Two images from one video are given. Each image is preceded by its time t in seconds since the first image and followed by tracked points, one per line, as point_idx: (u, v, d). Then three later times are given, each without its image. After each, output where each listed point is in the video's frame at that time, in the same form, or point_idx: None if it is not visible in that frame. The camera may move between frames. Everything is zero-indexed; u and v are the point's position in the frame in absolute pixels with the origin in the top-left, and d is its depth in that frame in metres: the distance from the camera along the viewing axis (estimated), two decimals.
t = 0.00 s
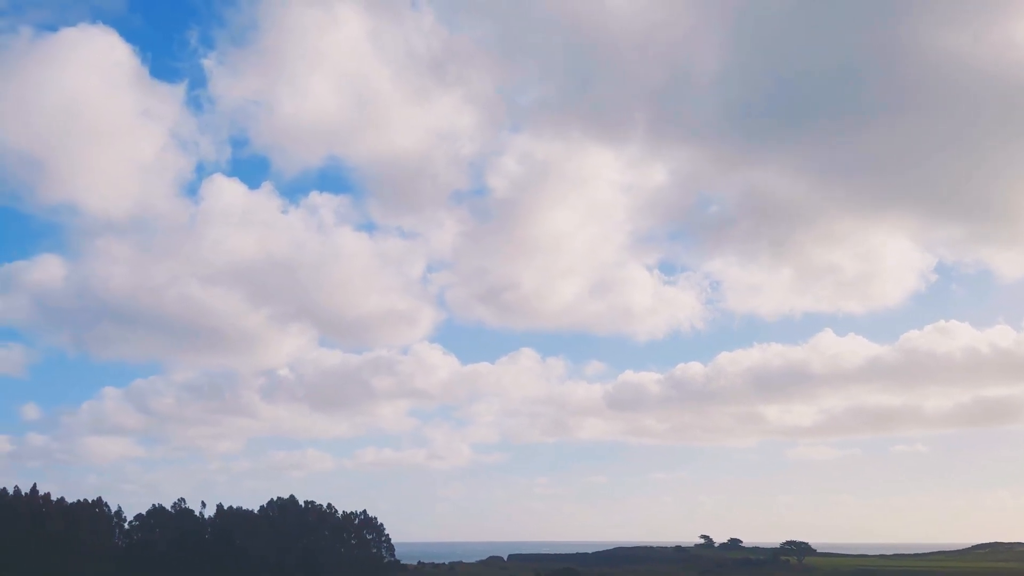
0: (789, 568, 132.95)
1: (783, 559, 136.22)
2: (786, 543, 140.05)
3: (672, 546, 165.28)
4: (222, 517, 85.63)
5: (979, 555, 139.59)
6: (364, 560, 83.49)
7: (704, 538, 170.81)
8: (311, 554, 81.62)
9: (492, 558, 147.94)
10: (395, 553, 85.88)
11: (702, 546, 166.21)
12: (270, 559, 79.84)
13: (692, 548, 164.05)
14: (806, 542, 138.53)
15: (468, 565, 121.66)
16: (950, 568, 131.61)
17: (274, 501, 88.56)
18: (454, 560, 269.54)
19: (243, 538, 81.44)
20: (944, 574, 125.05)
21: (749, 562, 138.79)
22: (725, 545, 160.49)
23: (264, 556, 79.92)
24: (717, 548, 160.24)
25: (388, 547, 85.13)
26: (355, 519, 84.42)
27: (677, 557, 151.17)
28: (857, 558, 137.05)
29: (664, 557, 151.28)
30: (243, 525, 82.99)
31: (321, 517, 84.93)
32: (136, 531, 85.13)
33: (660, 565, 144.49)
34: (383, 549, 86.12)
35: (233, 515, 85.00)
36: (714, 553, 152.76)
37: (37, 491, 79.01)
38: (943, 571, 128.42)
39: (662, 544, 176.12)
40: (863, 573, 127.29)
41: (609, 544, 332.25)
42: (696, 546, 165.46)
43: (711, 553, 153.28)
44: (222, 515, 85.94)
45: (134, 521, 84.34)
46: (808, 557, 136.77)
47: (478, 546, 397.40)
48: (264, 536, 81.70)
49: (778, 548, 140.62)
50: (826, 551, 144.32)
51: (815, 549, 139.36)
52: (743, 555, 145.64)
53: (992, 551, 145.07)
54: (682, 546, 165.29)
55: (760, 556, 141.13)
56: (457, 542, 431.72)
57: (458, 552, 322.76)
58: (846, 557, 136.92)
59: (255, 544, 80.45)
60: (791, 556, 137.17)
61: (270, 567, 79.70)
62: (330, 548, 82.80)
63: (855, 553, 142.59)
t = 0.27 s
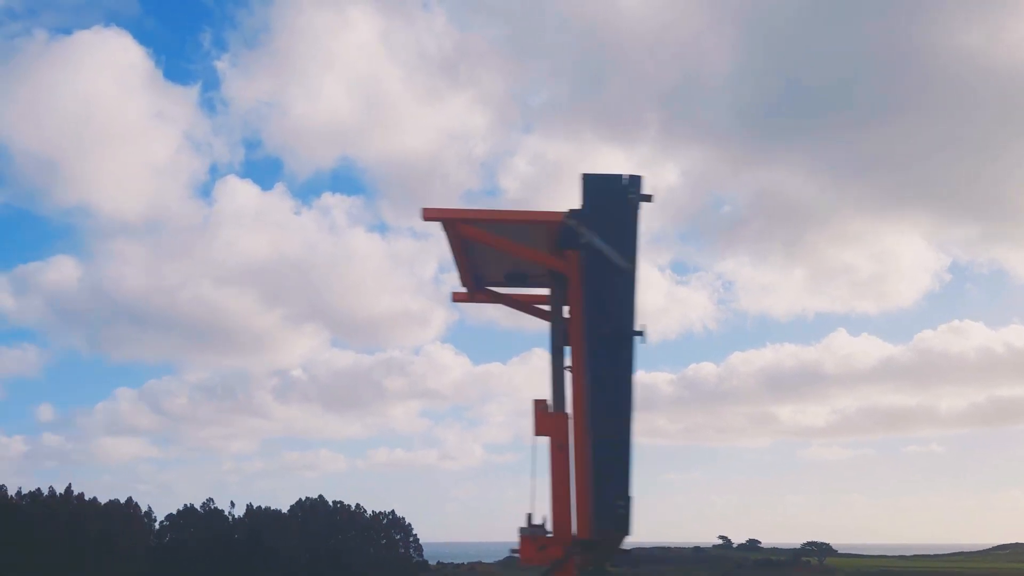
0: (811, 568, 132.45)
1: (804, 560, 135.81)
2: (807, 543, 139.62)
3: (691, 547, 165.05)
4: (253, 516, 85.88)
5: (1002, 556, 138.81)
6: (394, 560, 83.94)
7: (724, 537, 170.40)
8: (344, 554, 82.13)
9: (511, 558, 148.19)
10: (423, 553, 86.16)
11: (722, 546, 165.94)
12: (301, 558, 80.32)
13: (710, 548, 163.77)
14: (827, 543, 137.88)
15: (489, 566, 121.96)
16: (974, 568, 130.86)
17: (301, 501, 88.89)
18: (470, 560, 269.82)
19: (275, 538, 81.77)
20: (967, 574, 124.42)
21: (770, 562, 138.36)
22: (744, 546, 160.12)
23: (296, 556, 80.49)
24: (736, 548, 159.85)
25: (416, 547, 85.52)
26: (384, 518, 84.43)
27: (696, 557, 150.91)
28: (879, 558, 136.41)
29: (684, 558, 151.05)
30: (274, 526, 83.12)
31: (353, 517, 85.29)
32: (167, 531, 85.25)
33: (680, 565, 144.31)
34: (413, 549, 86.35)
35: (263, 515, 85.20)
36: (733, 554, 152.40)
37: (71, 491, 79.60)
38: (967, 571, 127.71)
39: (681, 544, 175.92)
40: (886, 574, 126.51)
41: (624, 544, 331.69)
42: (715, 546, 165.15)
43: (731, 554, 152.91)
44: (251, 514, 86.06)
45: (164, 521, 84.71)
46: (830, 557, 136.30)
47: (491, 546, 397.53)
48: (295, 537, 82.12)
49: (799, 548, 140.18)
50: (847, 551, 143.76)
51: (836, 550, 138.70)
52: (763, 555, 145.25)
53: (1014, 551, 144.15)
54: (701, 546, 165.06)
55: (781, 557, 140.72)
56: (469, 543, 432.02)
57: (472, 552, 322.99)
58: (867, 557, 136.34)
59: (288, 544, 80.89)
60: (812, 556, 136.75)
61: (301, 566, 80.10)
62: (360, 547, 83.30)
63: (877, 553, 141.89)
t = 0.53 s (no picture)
0: (832, 568, 132.40)
1: (825, 559, 135.92)
2: (828, 543, 139.60)
3: (710, 545, 165.21)
4: (283, 514, 86.14)
5: None
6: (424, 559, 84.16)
7: (742, 536, 170.66)
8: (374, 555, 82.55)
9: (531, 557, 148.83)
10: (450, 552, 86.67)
11: (741, 545, 166.13)
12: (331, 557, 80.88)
13: (730, 547, 163.88)
14: (848, 542, 138.04)
15: (512, 565, 122.44)
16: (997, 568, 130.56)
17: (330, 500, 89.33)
18: (486, 559, 270.83)
19: (306, 536, 82.04)
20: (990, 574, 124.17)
21: (791, 562, 138.35)
22: (763, 545, 160.15)
23: (327, 555, 80.72)
24: (755, 547, 159.96)
25: (444, 546, 86.03)
26: (414, 517, 84.71)
27: (716, 556, 151.16)
28: (901, 557, 136.23)
29: (704, 556, 151.35)
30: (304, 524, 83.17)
31: (381, 517, 85.66)
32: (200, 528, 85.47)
33: (700, 563, 144.55)
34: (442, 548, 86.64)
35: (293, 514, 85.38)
36: (753, 553, 152.53)
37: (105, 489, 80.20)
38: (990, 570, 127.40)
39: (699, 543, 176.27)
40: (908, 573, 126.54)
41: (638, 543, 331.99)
42: (734, 545, 165.22)
43: (750, 553, 153.07)
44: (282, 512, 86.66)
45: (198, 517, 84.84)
46: (851, 557, 136.30)
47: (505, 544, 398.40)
48: (326, 535, 82.36)
49: (820, 548, 140.23)
50: (868, 551, 143.63)
51: (857, 549, 138.84)
52: (784, 554, 145.33)
53: None
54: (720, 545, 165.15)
55: (802, 556, 140.73)
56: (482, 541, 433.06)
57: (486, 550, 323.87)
58: (889, 556, 136.18)
59: (318, 543, 81.27)
60: (833, 556, 136.79)
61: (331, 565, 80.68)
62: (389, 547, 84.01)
63: (898, 553, 141.69)
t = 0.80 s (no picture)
0: (855, 564, 132.43)
1: (847, 555, 136.18)
2: (850, 540, 139.82)
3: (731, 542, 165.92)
4: (314, 510, 85.96)
5: None
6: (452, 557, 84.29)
7: (762, 534, 170.71)
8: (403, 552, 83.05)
9: (551, 554, 149.31)
10: (479, 548, 86.94)
11: (761, 543, 166.15)
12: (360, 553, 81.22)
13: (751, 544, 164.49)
14: (871, 540, 138.03)
15: (534, 562, 123.17)
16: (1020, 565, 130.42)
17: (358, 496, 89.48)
18: (502, 557, 271.57)
19: (336, 531, 82.34)
20: (1014, 571, 124.18)
21: (813, 559, 138.58)
22: (782, 542, 160.57)
23: (357, 551, 81.35)
24: (774, 544, 160.35)
25: (473, 542, 86.21)
26: (442, 513, 84.74)
27: (736, 553, 151.71)
28: (923, 554, 136.26)
29: (724, 553, 151.89)
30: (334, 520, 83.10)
31: (411, 514, 85.90)
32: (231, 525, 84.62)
33: (721, 560, 145.00)
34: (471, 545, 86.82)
35: (323, 510, 85.40)
36: (773, 550, 152.84)
37: (144, 489, 81.27)
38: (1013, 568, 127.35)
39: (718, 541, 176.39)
40: (932, 570, 126.37)
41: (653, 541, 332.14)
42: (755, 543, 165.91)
43: (770, 550, 153.36)
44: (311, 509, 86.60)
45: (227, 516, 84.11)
46: (873, 554, 136.48)
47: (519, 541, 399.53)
48: (356, 532, 82.73)
49: (842, 545, 140.44)
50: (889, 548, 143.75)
51: (879, 547, 138.72)
52: (805, 551, 145.60)
53: None
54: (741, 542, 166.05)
55: (823, 553, 140.96)
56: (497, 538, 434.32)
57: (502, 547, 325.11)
58: (911, 553, 136.23)
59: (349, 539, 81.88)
60: (855, 553, 137.04)
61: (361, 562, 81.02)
62: (419, 544, 84.57)
63: (920, 550, 141.67)
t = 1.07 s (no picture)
0: (877, 560, 132.01)
1: (868, 551, 135.75)
2: (871, 536, 139.48)
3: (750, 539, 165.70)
4: (346, 505, 86.61)
5: None
6: (481, 552, 83.97)
7: (782, 529, 170.73)
8: (432, 548, 82.38)
9: (572, 549, 149.88)
10: (507, 545, 86.70)
11: (780, 539, 166.09)
12: (392, 547, 80.06)
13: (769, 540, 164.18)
14: (893, 536, 137.78)
15: (556, 559, 123.35)
16: None
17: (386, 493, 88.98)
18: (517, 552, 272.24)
19: (368, 525, 81.56)
20: None
21: (834, 554, 138.35)
22: (802, 538, 160.29)
23: (388, 545, 79.98)
24: (793, 541, 160.11)
25: (502, 538, 86.06)
26: (471, 508, 84.91)
27: (755, 549, 151.54)
28: (945, 550, 135.70)
29: (743, 549, 151.79)
30: (364, 514, 83.81)
31: (441, 508, 85.19)
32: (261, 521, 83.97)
33: (741, 555, 144.82)
34: (500, 541, 86.52)
35: (355, 506, 85.25)
36: (793, 546, 152.55)
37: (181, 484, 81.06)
38: None
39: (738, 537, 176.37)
40: (955, 565, 126.01)
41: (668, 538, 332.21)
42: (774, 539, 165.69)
43: (790, 546, 153.10)
44: (341, 505, 86.77)
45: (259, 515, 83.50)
46: (895, 550, 136.07)
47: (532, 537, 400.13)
48: (386, 526, 81.90)
49: (863, 541, 140.04)
50: (911, 543, 143.21)
51: (901, 542, 138.44)
52: (825, 547, 145.22)
53: None
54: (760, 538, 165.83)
55: (844, 549, 140.64)
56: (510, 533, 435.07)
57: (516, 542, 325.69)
58: (933, 549, 135.73)
59: (380, 533, 80.76)
60: (876, 549, 136.66)
61: (393, 557, 79.74)
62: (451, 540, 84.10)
63: (942, 546, 141.09)
